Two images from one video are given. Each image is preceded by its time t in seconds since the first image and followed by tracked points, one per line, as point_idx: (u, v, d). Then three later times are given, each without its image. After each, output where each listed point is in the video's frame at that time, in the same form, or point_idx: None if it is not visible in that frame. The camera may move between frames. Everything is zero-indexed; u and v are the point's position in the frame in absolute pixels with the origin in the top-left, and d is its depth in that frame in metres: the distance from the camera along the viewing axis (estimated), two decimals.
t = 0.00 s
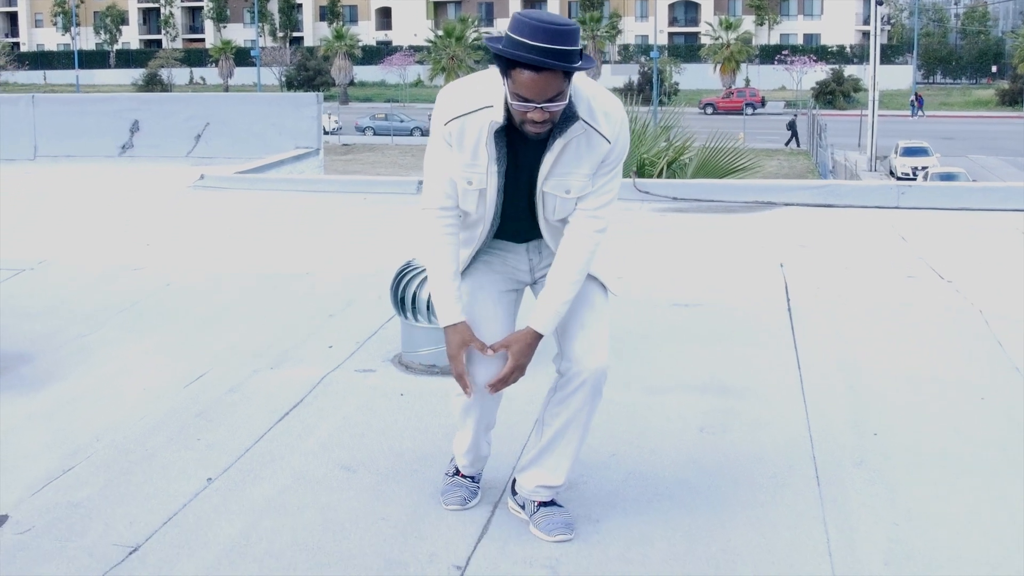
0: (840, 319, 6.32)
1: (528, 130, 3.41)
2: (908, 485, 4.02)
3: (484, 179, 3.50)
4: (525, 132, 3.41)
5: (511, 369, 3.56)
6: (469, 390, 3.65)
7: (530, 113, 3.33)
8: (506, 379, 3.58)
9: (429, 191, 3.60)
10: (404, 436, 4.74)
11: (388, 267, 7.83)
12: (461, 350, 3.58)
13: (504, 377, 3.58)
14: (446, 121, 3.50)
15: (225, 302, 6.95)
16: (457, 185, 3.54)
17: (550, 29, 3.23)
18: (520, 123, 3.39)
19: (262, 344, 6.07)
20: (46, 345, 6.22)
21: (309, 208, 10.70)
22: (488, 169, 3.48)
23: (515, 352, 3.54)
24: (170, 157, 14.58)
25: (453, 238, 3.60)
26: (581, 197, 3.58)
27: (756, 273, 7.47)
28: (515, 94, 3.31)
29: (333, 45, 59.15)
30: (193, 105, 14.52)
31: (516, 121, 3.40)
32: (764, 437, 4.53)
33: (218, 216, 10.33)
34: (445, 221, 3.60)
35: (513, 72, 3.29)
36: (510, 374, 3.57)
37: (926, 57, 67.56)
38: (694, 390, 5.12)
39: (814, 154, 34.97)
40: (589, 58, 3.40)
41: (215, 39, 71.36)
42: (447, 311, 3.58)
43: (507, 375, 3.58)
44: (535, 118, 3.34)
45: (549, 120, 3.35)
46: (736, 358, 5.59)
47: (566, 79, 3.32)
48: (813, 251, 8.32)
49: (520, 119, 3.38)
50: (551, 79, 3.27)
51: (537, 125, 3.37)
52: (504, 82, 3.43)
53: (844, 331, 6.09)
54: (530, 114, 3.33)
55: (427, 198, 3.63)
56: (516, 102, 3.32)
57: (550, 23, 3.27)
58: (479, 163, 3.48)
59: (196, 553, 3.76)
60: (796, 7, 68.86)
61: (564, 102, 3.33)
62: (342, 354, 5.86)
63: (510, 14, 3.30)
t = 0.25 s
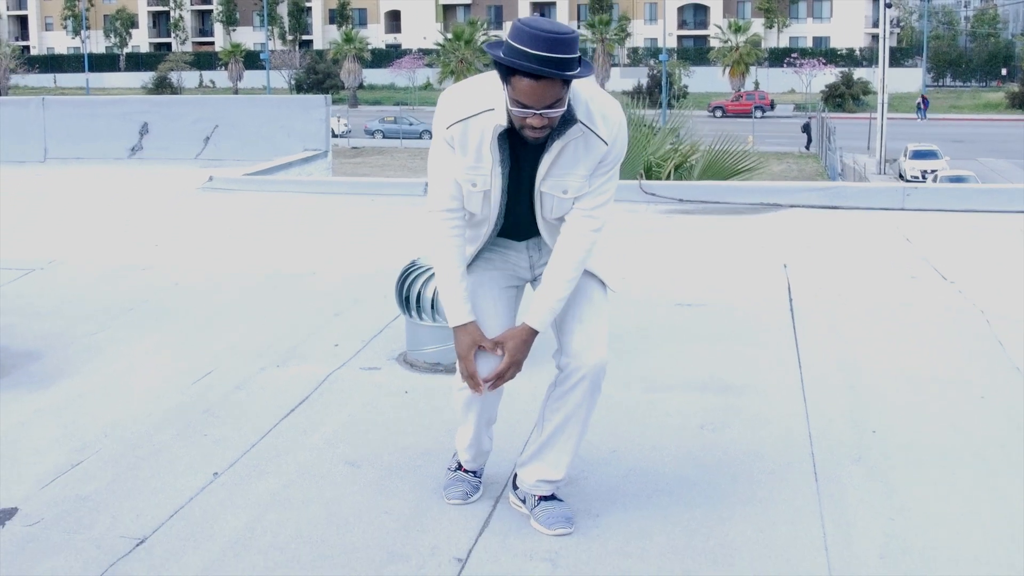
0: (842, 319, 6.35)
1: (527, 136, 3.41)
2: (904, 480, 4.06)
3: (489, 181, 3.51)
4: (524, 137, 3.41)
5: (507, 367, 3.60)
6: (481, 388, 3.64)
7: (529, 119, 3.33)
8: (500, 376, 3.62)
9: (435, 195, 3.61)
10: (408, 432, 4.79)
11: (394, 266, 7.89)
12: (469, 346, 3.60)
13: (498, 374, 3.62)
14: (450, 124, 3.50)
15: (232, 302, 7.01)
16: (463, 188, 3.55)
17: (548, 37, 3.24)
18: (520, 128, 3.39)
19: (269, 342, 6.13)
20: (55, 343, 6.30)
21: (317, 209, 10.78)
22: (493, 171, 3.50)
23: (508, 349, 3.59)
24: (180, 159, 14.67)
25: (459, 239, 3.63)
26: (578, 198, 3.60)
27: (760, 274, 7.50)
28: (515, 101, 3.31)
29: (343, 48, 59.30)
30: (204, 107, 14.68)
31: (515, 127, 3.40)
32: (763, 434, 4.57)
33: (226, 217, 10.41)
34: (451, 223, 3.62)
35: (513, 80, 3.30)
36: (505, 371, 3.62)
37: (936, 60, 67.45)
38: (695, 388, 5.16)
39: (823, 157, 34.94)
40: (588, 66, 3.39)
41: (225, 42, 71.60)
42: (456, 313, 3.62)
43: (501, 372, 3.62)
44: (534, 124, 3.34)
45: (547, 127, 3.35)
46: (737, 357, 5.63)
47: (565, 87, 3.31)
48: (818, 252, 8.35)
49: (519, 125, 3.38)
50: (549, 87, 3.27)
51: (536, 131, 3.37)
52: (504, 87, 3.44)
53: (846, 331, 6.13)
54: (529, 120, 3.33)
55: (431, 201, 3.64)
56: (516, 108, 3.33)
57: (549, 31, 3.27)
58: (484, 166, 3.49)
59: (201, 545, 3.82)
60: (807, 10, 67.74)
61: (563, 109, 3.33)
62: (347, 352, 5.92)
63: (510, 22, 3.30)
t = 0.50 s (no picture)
0: (848, 318, 6.38)
1: (534, 128, 3.45)
2: (909, 472, 4.08)
3: (494, 175, 3.56)
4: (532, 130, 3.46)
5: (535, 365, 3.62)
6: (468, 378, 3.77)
7: (537, 113, 3.38)
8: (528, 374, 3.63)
9: (440, 188, 3.68)
10: (416, 427, 4.83)
11: (404, 266, 7.92)
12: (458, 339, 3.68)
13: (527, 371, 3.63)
14: (457, 118, 3.56)
15: (243, 300, 7.07)
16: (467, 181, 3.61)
17: (557, 32, 3.27)
18: (527, 122, 3.44)
19: (279, 339, 6.18)
20: (67, 340, 6.35)
21: (327, 211, 10.83)
22: (499, 165, 3.55)
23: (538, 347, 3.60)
24: (190, 163, 14.76)
25: (460, 230, 3.69)
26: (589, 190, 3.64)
27: (768, 274, 7.52)
28: (523, 94, 3.36)
29: (354, 54, 59.48)
30: (215, 111, 14.76)
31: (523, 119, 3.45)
32: (769, 428, 4.60)
33: (236, 218, 10.48)
34: (453, 213, 3.69)
35: (522, 73, 3.34)
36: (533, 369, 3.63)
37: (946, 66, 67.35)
38: (702, 384, 5.19)
39: (834, 162, 34.91)
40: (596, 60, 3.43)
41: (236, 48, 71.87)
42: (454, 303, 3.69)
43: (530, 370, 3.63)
44: (542, 117, 3.39)
45: (555, 120, 3.40)
46: (744, 354, 5.66)
47: (573, 81, 3.36)
48: (825, 253, 8.37)
49: (527, 117, 3.43)
50: (557, 81, 3.31)
51: (544, 124, 3.42)
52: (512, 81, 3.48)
53: (853, 329, 6.14)
54: (537, 113, 3.38)
55: (436, 191, 3.70)
56: (524, 102, 3.37)
57: (558, 26, 3.31)
58: (489, 159, 3.54)
59: (212, 535, 3.86)
60: (818, 16, 67.87)
61: (570, 103, 3.38)
62: (356, 349, 5.96)
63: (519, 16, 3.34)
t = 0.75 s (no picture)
0: (861, 318, 6.35)
1: (545, 122, 3.44)
2: (922, 469, 4.06)
3: (501, 168, 3.55)
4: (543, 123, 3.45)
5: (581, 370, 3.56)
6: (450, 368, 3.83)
7: (547, 106, 3.37)
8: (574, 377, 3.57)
9: (444, 181, 3.69)
10: (426, 424, 4.82)
11: (414, 267, 7.92)
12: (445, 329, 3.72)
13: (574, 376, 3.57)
14: (466, 110, 3.55)
15: (254, 299, 7.07)
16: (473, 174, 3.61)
17: (567, 25, 3.27)
18: (538, 115, 3.43)
19: (289, 338, 6.18)
20: (78, 339, 6.36)
21: (338, 214, 10.84)
22: (506, 158, 3.53)
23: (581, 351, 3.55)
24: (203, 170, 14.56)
25: (458, 224, 3.74)
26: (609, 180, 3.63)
27: (779, 276, 7.49)
28: (533, 87, 3.35)
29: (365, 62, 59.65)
30: (226, 116, 14.70)
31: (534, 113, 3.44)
32: (780, 426, 4.58)
33: (248, 220, 10.49)
34: (454, 204, 3.72)
35: (532, 66, 3.33)
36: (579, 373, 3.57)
37: (958, 75, 67.20)
38: (714, 383, 5.17)
39: (845, 170, 34.85)
40: (606, 54, 3.42)
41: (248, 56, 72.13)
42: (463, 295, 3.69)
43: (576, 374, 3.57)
44: (552, 110, 3.38)
45: (565, 113, 3.39)
46: (756, 354, 5.63)
47: (583, 74, 3.35)
48: (837, 256, 8.35)
49: (538, 110, 3.42)
50: (567, 73, 3.30)
51: (554, 117, 3.40)
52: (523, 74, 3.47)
53: (865, 327, 6.12)
54: (547, 106, 3.37)
55: (436, 183, 3.74)
56: (534, 95, 3.37)
57: (568, 19, 3.31)
58: (495, 153, 3.53)
59: (222, 530, 3.85)
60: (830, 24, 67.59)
61: (581, 96, 3.36)
62: (367, 348, 5.96)
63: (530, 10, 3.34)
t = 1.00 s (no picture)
0: (874, 320, 6.32)
1: (558, 114, 3.47)
2: (934, 467, 4.05)
3: (516, 162, 3.57)
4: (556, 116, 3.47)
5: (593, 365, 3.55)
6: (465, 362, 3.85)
7: (562, 100, 3.39)
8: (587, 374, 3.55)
9: (458, 175, 3.71)
10: (437, 424, 4.82)
11: (426, 269, 7.92)
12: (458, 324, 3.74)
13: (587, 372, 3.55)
14: (480, 105, 3.57)
15: (265, 301, 7.08)
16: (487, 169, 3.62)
17: (582, 19, 3.28)
18: (552, 109, 3.46)
19: (301, 338, 6.19)
20: (90, 340, 6.38)
21: (349, 219, 10.86)
22: (520, 153, 3.56)
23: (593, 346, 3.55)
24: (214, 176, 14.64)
25: (472, 219, 3.75)
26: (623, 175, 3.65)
27: (791, 281, 7.47)
28: (547, 81, 3.37)
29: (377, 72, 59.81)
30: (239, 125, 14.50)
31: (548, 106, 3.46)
32: (792, 425, 4.57)
33: (260, 224, 10.51)
34: (467, 199, 3.73)
35: (546, 60, 3.35)
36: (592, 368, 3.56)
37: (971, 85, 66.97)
38: (725, 383, 5.16)
39: (857, 180, 34.75)
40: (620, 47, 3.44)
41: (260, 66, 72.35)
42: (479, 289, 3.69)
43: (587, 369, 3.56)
44: (566, 104, 3.40)
45: (579, 107, 3.41)
46: (768, 354, 5.62)
47: (597, 68, 3.36)
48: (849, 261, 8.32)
49: (552, 103, 3.44)
50: (581, 68, 3.32)
51: (568, 111, 3.43)
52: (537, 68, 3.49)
53: (878, 329, 6.10)
54: (561, 100, 3.39)
55: (450, 178, 3.75)
56: (548, 88, 3.39)
57: (583, 13, 3.32)
58: (510, 147, 3.55)
59: (233, 525, 3.85)
60: (842, 35, 66.67)
61: (595, 90, 3.39)
62: (378, 348, 5.96)
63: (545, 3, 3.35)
